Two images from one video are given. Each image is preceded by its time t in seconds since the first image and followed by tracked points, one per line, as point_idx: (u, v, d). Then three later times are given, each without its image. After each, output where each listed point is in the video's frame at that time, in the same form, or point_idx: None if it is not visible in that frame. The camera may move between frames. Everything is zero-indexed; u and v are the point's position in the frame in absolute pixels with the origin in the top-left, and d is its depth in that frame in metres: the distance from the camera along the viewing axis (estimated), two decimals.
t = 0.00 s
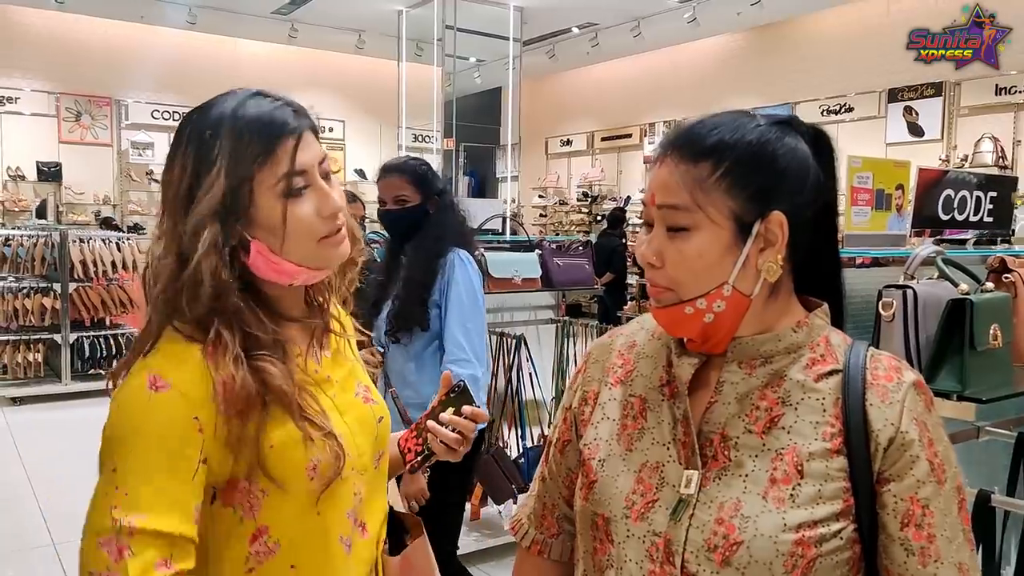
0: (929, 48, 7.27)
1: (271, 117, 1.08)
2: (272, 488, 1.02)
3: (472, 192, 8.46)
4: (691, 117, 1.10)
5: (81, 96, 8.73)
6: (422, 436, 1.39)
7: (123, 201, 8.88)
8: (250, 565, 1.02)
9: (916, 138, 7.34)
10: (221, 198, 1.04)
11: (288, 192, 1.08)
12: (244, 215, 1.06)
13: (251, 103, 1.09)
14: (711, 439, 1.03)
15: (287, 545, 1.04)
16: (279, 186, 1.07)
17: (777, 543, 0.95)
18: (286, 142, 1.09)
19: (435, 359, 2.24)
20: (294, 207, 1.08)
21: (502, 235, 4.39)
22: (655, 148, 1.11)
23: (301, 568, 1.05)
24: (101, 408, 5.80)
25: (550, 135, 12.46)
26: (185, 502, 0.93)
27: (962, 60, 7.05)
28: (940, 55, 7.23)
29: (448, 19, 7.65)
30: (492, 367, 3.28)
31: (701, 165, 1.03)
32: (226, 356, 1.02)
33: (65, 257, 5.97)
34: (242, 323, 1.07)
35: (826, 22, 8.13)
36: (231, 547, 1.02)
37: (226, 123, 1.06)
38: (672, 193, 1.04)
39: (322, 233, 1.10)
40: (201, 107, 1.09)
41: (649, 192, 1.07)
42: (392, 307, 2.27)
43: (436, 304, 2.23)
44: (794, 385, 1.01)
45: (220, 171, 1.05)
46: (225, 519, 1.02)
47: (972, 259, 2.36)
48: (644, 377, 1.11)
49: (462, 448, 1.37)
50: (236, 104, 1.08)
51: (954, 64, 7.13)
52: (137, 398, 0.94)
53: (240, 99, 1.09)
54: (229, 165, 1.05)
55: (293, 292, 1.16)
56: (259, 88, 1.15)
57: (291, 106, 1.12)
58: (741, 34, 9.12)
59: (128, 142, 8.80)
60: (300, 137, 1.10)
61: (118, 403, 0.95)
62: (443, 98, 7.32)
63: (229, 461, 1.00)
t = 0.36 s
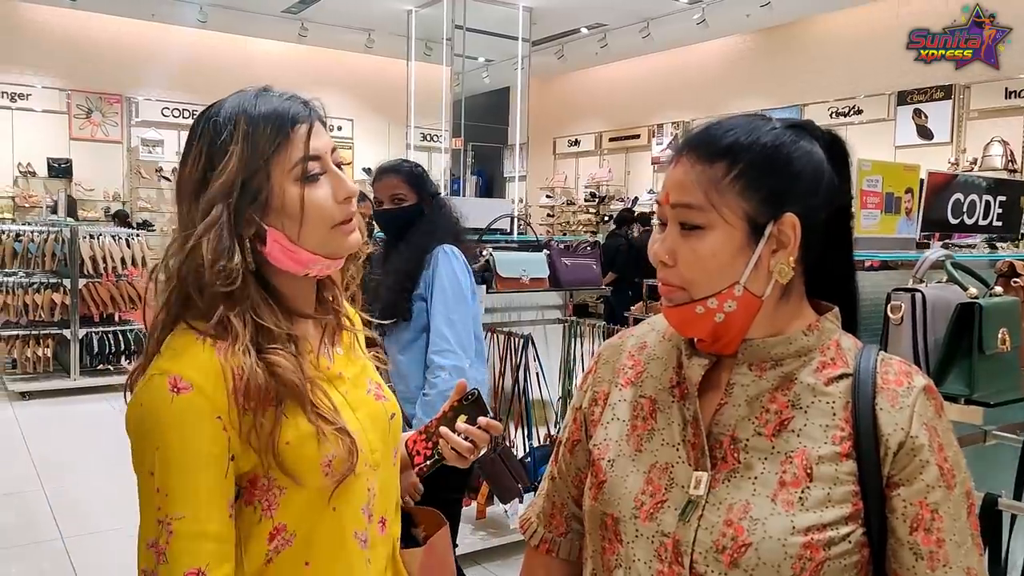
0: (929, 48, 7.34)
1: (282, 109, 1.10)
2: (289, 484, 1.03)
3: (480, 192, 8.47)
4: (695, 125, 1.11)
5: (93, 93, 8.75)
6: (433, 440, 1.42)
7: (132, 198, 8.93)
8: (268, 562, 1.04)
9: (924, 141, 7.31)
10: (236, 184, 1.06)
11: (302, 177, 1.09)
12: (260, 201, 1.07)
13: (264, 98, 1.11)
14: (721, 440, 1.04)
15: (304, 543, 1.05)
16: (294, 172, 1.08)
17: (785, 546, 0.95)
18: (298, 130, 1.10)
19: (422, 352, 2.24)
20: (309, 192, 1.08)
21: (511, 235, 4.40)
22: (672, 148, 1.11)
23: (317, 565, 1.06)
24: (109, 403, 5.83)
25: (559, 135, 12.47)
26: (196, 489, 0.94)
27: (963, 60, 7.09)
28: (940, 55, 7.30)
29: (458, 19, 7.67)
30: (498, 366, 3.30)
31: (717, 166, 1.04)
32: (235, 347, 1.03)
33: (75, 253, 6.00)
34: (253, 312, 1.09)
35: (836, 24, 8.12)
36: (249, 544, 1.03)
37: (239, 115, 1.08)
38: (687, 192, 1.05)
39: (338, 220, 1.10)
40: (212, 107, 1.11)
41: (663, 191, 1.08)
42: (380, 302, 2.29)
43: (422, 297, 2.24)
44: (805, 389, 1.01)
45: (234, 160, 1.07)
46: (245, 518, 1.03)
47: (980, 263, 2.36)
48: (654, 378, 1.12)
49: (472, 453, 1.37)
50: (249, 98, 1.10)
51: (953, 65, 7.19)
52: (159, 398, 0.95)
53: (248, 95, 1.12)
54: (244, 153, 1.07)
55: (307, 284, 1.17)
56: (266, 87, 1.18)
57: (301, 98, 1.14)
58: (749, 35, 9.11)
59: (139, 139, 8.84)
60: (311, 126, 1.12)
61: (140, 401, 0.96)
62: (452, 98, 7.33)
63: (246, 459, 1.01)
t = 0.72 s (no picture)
0: (929, 48, 7.37)
1: (305, 113, 1.11)
2: (300, 483, 1.04)
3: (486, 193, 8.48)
4: (705, 125, 1.12)
5: (101, 95, 8.79)
6: (451, 437, 1.41)
7: (140, 199, 8.97)
8: (279, 560, 1.04)
9: (932, 142, 7.29)
10: (252, 185, 1.07)
11: (318, 185, 1.10)
12: (275, 205, 1.08)
13: (288, 101, 1.12)
14: (723, 437, 1.04)
15: (316, 540, 1.06)
16: (310, 179, 1.09)
17: (786, 542, 0.95)
18: (319, 137, 1.11)
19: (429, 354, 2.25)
20: (323, 200, 1.10)
21: (517, 236, 4.41)
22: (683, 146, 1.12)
23: (330, 562, 1.07)
24: (116, 403, 5.85)
25: (565, 136, 12.47)
26: (204, 490, 0.95)
27: (963, 60, 7.11)
28: (940, 55, 7.33)
29: (464, 20, 7.68)
30: (504, 367, 3.30)
31: (729, 164, 1.04)
32: (247, 346, 1.04)
33: (83, 254, 6.04)
34: (265, 311, 1.10)
35: (842, 25, 8.11)
36: (259, 540, 1.03)
37: (262, 117, 1.09)
38: (698, 189, 1.05)
39: (349, 228, 1.11)
40: (237, 104, 1.12)
41: (675, 186, 1.08)
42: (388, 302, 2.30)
43: (429, 300, 2.24)
44: (807, 387, 1.02)
45: (252, 160, 1.07)
46: (253, 514, 1.03)
47: (986, 263, 2.35)
48: (659, 375, 1.12)
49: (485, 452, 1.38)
50: (271, 102, 1.11)
51: (955, 65, 7.19)
52: (170, 394, 0.96)
53: (274, 97, 1.13)
54: (262, 155, 1.07)
55: (314, 283, 1.17)
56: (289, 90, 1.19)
57: (324, 105, 1.15)
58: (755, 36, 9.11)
59: (146, 140, 8.88)
60: (331, 133, 1.13)
61: (152, 397, 0.97)
62: (458, 99, 7.34)
63: (257, 456, 1.02)
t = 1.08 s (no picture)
0: (929, 48, 7.36)
1: (301, 121, 1.11)
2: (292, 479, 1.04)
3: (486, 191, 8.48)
4: (710, 117, 1.11)
5: (100, 95, 8.81)
6: (463, 441, 1.41)
7: (139, 199, 8.97)
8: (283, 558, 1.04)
9: (931, 138, 7.28)
10: (243, 192, 1.06)
11: (307, 197, 1.09)
12: (264, 212, 1.07)
13: (284, 106, 1.11)
14: (723, 431, 1.04)
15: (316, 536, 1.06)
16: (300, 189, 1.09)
17: (786, 534, 0.95)
18: (312, 147, 1.11)
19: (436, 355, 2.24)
20: (310, 211, 1.09)
21: (518, 234, 4.41)
22: (686, 137, 1.11)
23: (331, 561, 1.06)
24: (118, 404, 5.86)
25: (565, 134, 12.47)
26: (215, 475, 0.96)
27: (963, 60, 7.10)
28: (940, 55, 7.32)
29: (464, 19, 7.68)
30: (507, 365, 3.27)
31: (730, 160, 1.04)
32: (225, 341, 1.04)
33: (83, 255, 6.04)
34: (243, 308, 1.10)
35: (841, 22, 8.11)
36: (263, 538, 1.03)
37: (258, 118, 1.08)
38: (699, 184, 1.05)
39: (333, 239, 1.11)
40: (233, 101, 1.10)
41: (678, 178, 1.07)
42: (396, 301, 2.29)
43: (439, 302, 2.24)
44: (807, 380, 1.02)
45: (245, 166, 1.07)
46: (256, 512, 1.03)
47: (986, 258, 2.34)
48: (658, 370, 1.12)
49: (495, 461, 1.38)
50: (269, 106, 1.10)
51: (954, 65, 7.19)
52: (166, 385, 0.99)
53: (272, 100, 1.11)
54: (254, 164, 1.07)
55: (299, 291, 1.19)
56: (286, 89, 1.17)
57: (319, 112, 1.14)
58: (754, 34, 9.11)
59: (146, 141, 8.89)
60: (324, 144, 1.12)
61: (154, 389, 1.00)
62: (458, 98, 7.34)
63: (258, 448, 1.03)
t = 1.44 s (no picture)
0: (928, 48, 7.36)
1: (269, 98, 1.10)
2: (297, 473, 1.04)
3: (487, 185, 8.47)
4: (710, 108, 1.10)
5: (99, 91, 8.80)
6: (453, 439, 1.40)
7: (140, 196, 8.95)
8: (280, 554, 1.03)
9: (932, 131, 7.27)
10: (221, 173, 1.06)
11: (290, 166, 1.08)
12: (244, 185, 1.07)
13: (249, 88, 1.11)
14: (725, 424, 1.04)
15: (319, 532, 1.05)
16: (281, 159, 1.08)
17: (790, 527, 0.95)
18: (285, 119, 1.10)
19: (443, 350, 2.21)
20: (296, 180, 1.08)
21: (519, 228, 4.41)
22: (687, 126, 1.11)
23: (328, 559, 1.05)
24: (120, 400, 5.87)
25: (566, 129, 12.45)
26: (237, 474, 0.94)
27: (962, 60, 7.09)
28: (940, 55, 7.31)
29: (464, 13, 7.66)
30: (508, 360, 3.27)
31: (729, 152, 1.03)
32: (232, 329, 1.03)
33: (84, 251, 6.03)
34: (246, 298, 1.08)
35: (842, 15, 8.09)
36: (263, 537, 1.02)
37: (226, 104, 1.08)
38: (695, 177, 1.04)
39: (325, 209, 1.10)
40: (202, 96, 1.12)
41: (675, 173, 1.07)
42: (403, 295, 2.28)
43: (448, 296, 2.20)
44: (808, 371, 1.01)
45: (218, 147, 1.07)
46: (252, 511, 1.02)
47: (988, 249, 2.34)
48: (659, 363, 1.12)
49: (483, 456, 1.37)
50: (234, 91, 1.10)
51: (954, 65, 7.18)
52: (167, 384, 0.95)
53: (236, 87, 1.12)
54: (229, 142, 1.07)
55: (298, 277, 1.16)
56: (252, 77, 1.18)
57: (287, 88, 1.14)
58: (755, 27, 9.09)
59: (146, 137, 8.88)
60: (298, 115, 1.12)
61: (151, 390, 0.96)
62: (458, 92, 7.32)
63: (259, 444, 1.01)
